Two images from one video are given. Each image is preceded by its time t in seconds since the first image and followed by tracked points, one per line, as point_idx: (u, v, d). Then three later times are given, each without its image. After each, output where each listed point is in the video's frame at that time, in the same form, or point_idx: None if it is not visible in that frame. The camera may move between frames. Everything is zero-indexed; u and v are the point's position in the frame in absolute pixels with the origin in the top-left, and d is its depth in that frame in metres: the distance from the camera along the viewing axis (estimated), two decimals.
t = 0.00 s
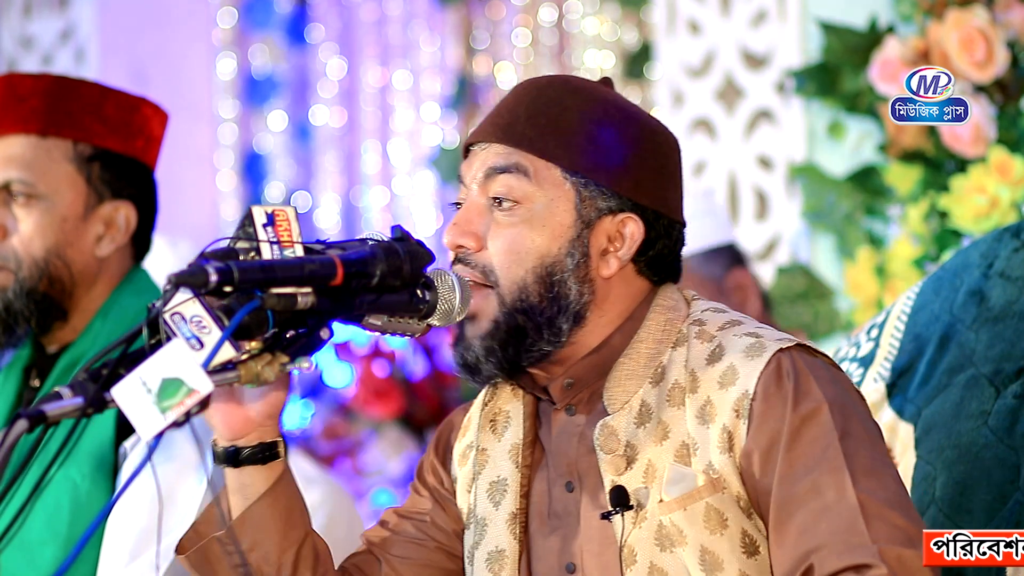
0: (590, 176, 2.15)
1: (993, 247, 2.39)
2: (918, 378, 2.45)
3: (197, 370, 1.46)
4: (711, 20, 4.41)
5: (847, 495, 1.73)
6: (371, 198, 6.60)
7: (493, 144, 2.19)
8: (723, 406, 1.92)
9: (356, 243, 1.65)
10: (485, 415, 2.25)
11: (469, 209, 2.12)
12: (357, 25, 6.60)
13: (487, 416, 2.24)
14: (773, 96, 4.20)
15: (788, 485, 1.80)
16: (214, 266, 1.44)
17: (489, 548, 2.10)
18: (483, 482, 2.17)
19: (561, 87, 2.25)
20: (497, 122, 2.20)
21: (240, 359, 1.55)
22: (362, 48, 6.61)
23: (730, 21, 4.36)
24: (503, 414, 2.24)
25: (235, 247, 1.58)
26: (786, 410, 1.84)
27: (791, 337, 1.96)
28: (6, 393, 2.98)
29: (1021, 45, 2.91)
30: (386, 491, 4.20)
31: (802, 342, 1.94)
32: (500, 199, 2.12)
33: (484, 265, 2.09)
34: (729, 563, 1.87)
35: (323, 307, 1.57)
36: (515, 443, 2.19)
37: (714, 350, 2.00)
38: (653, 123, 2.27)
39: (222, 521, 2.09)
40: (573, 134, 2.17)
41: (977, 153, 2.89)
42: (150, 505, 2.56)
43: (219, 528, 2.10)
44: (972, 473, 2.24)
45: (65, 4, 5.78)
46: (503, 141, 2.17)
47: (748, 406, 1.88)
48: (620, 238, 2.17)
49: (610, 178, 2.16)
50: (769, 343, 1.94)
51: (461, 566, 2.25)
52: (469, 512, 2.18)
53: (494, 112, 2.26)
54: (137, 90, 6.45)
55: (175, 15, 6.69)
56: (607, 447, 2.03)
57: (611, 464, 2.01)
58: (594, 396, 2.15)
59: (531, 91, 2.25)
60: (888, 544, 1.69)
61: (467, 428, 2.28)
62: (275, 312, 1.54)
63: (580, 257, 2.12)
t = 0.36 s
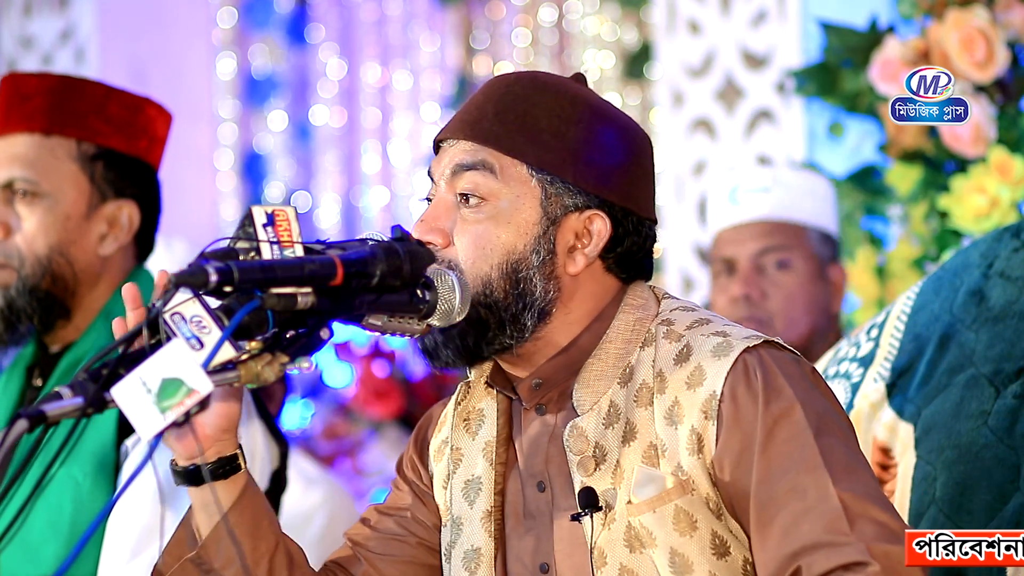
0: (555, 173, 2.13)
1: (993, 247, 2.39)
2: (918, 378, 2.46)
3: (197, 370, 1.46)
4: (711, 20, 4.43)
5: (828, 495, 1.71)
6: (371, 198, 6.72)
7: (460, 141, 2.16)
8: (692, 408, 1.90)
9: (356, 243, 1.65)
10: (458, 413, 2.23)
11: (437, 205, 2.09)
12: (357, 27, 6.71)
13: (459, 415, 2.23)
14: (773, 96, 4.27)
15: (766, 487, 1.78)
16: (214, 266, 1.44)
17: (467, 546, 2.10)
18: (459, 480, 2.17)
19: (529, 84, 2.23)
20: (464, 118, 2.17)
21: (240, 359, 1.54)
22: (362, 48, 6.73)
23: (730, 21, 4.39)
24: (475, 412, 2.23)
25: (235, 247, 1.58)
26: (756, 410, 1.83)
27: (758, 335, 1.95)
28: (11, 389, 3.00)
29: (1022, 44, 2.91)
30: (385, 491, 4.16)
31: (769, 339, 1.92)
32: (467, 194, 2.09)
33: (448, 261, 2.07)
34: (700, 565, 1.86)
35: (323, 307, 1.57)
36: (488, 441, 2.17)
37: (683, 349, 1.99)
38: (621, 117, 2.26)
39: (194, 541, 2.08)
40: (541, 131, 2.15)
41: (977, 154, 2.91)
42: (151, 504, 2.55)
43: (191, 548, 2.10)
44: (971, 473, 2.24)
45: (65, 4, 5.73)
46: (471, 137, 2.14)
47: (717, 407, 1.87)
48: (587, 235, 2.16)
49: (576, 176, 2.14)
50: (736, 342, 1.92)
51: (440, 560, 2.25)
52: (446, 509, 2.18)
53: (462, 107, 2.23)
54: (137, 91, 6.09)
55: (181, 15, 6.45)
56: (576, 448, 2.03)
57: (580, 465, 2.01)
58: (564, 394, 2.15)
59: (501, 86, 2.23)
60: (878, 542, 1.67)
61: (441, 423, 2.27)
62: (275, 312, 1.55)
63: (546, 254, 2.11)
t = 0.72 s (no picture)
0: (551, 168, 2.13)
1: (993, 247, 2.39)
2: (917, 378, 2.46)
3: (198, 370, 1.46)
4: (711, 20, 4.43)
5: (827, 493, 1.71)
6: (372, 198, 6.75)
7: (455, 141, 2.16)
8: (690, 405, 1.90)
9: (356, 243, 1.64)
10: (454, 411, 2.24)
11: (435, 205, 2.09)
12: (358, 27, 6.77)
13: (456, 412, 2.24)
14: (774, 96, 4.27)
15: (764, 484, 1.78)
16: (215, 266, 1.44)
17: (461, 543, 2.10)
18: (454, 477, 2.17)
19: (522, 81, 2.22)
20: (458, 116, 2.17)
21: (241, 359, 1.55)
22: (362, 48, 6.79)
23: (730, 21, 4.39)
24: (472, 409, 2.23)
25: (235, 247, 1.58)
26: (755, 408, 1.83)
27: (756, 332, 1.95)
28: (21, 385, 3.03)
29: (1022, 44, 2.91)
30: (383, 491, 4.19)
31: (767, 337, 1.93)
32: (465, 194, 2.10)
33: (446, 262, 2.07)
34: (697, 562, 1.86)
35: (324, 307, 1.57)
36: (484, 438, 2.18)
37: (680, 347, 1.99)
38: (616, 111, 2.25)
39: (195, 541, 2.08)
40: (536, 128, 2.14)
41: (977, 153, 2.91)
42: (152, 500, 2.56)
43: (192, 548, 2.08)
44: (972, 473, 2.24)
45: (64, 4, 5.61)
46: (465, 136, 2.14)
47: (715, 404, 1.87)
48: (585, 229, 2.16)
49: (572, 171, 2.14)
50: (734, 340, 1.92)
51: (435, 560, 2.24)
52: (441, 506, 2.17)
53: (455, 106, 2.23)
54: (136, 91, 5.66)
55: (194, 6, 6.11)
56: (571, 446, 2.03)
57: (577, 462, 2.01)
58: (561, 391, 2.14)
59: (493, 83, 2.22)
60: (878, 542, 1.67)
61: (438, 421, 2.28)
62: (275, 312, 1.55)
63: (545, 251, 2.11)
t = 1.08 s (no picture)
0: (553, 164, 2.13)
1: (993, 247, 2.40)
2: (917, 378, 2.46)
3: (197, 370, 1.46)
4: (712, 20, 4.44)
5: (829, 493, 1.71)
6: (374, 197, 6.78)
7: (457, 137, 2.16)
8: (693, 403, 1.90)
9: (356, 243, 1.64)
10: (456, 407, 2.25)
11: (437, 201, 2.09)
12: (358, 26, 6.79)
13: (458, 409, 2.24)
14: (773, 96, 4.31)
15: (766, 482, 1.78)
16: (215, 266, 1.44)
17: (460, 539, 2.09)
18: (455, 474, 2.17)
19: (523, 77, 2.22)
20: (461, 113, 2.17)
21: (240, 359, 1.55)
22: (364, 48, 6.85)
23: (730, 20, 4.41)
24: (473, 406, 2.24)
25: (235, 247, 1.58)
26: (757, 406, 1.83)
27: (759, 332, 1.95)
28: (37, 380, 3.04)
29: (1022, 44, 2.91)
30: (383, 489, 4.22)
31: (770, 335, 1.92)
32: (467, 190, 2.10)
33: (447, 258, 2.06)
34: (698, 559, 1.86)
35: (324, 307, 1.56)
36: (485, 435, 2.18)
37: (683, 344, 1.99)
38: (619, 106, 2.25)
39: (197, 539, 2.08)
40: (538, 124, 2.15)
41: (977, 153, 2.91)
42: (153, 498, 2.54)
43: (194, 547, 2.09)
44: (972, 473, 2.24)
45: (64, 4, 5.72)
46: (468, 133, 2.14)
47: (717, 402, 1.87)
48: (588, 225, 2.16)
49: (575, 167, 2.14)
50: (737, 339, 1.92)
51: (434, 559, 2.24)
52: (441, 504, 2.17)
53: (458, 102, 2.24)
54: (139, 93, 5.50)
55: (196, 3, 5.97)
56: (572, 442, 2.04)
57: (579, 458, 2.02)
58: (563, 389, 2.14)
59: (495, 79, 2.23)
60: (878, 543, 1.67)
61: (439, 418, 2.28)
62: (274, 312, 1.56)
63: (547, 247, 2.11)
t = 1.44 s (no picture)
0: (554, 164, 2.13)
1: (993, 247, 2.40)
2: (917, 378, 2.46)
3: (197, 370, 1.46)
4: (711, 20, 4.44)
5: (831, 494, 1.71)
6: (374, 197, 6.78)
7: (458, 138, 2.16)
8: (696, 402, 1.90)
9: (356, 243, 1.64)
10: (459, 406, 2.25)
11: (439, 203, 2.09)
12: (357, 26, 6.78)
13: (460, 408, 2.25)
14: (773, 96, 4.31)
15: (769, 481, 1.78)
16: (215, 266, 1.44)
17: (462, 538, 2.09)
18: (457, 472, 2.17)
19: (523, 77, 2.22)
20: (460, 114, 2.17)
21: (240, 359, 1.55)
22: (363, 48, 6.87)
23: (730, 21, 4.41)
24: (476, 405, 2.24)
25: (235, 247, 1.59)
26: (760, 406, 1.83)
27: (763, 331, 1.95)
28: (47, 377, 3.06)
29: (1021, 44, 2.90)
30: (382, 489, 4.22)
31: (773, 336, 1.92)
32: (469, 191, 2.10)
33: (451, 261, 2.06)
34: (700, 558, 1.86)
35: (324, 307, 1.56)
36: (488, 435, 2.18)
37: (687, 344, 1.99)
38: (618, 103, 2.25)
39: (198, 538, 2.09)
40: (539, 124, 2.14)
41: (977, 153, 2.91)
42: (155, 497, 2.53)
43: (195, 545, 2.10)
44: (972, 473, 2.23)
45: (64, 4, 5.73)
46: (468, 134, 2.14)
47: (721, 402, 1.87)
48: (591, 224, 2.16)
49: (576, 166, 2.14)
50: (741, 338, 1.92)
51: (434, 559, 2.24)
52: (443, 503, 2.17)
53: (458, 103, 2.24)
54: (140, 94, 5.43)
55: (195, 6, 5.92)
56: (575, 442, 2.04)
57: (582, 457, 2.01)
58: (567, 388, 2.15)
59: (495, 79, 2.23)
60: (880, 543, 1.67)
61: (442, 418, 2.28)
62: (274, 313, 1.56)
63: (550, 247, 2.11)
